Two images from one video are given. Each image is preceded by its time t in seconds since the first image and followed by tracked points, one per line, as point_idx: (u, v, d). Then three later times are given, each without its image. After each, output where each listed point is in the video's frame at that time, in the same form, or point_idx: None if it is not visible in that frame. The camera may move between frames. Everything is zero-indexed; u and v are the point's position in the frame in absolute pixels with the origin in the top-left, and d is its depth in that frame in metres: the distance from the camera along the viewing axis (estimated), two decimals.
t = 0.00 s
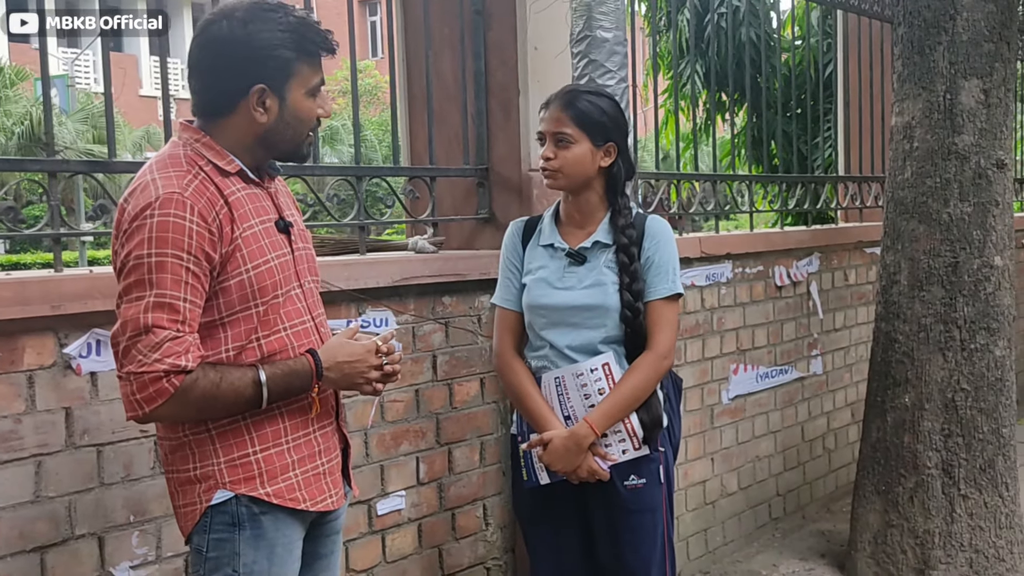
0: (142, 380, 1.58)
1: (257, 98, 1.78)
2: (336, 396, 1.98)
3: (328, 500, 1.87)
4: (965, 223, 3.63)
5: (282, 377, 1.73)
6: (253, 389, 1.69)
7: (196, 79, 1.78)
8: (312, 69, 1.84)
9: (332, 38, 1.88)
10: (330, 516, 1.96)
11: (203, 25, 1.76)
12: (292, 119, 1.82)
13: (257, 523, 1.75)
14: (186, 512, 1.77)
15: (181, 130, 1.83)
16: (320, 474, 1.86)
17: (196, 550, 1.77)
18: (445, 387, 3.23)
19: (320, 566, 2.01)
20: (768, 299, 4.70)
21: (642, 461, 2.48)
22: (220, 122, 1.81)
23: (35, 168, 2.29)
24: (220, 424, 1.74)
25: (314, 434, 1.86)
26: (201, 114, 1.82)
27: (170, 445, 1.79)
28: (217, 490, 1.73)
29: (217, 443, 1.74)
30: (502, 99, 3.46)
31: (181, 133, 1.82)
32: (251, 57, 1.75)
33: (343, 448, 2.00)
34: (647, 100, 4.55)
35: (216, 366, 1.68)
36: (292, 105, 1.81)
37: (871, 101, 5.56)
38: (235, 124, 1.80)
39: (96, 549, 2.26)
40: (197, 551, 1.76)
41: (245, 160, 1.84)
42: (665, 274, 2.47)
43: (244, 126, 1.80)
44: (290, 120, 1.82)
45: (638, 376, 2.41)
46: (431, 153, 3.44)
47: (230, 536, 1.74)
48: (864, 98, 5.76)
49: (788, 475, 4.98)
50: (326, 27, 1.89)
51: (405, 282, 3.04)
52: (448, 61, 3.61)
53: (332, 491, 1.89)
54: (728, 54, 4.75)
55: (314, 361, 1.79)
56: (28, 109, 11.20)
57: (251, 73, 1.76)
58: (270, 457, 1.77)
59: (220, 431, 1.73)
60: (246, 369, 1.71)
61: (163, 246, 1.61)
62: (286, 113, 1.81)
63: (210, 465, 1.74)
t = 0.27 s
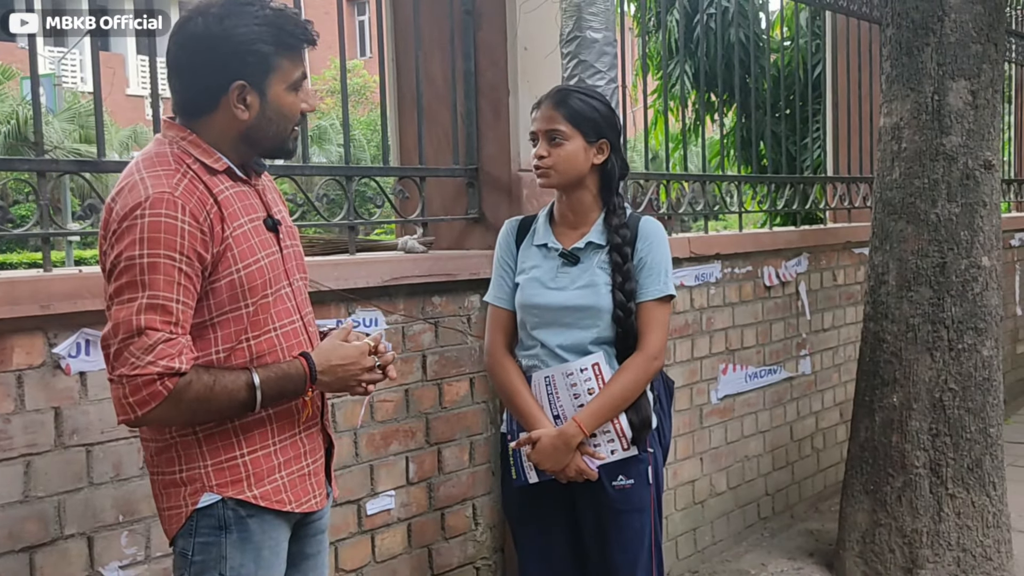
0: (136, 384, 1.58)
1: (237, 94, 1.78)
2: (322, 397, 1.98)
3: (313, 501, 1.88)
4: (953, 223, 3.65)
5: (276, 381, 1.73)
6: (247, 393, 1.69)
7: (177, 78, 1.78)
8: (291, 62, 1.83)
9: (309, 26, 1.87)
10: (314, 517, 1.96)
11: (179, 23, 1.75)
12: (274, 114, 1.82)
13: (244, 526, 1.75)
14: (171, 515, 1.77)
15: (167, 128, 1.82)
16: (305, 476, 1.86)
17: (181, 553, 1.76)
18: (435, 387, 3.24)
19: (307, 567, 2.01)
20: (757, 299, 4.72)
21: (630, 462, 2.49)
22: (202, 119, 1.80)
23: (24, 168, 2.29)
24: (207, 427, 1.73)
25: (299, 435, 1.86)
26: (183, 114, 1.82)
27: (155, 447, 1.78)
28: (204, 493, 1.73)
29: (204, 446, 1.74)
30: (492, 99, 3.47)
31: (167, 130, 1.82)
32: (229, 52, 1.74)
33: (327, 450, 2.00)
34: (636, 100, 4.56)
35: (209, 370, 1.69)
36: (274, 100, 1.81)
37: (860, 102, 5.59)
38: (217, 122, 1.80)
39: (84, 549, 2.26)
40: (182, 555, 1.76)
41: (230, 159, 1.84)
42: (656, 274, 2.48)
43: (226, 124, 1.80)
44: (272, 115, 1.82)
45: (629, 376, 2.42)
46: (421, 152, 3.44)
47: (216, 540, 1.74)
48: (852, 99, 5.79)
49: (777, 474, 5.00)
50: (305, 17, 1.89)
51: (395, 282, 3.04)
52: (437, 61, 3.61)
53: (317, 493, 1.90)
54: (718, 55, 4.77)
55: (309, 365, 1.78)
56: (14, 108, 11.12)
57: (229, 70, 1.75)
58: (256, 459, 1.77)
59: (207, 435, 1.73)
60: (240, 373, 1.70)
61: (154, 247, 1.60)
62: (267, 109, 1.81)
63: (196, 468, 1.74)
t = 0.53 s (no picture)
0: (146, 387, 1.59)
1: (209, 93, 1.77)
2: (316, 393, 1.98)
3: (308, 497, 1.89)
4: (944, 223, 3.67)
5: (291, 378, 1.71)
6: (260, 393, 1.68)
7: (160, 69, 1.79)
8: (272, 68, 1.79)
9: (301, 34, 1.84)
10: (305, 514, 1.97)
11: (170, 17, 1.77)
12: (245, 115, 1.79)
13: (240, 526, 1.76)
14: (167, 515, 1.77)
15: (154, 127, 1.82)
16: (300, 472, 1.87)
17: (177, 554, 1.77)
18: (428, 387, 3.24)
19: (301, 565, 2.03)
20: (750, 299, 4.74)
21: (625, 460, 2.50)
22: (181, 116, 1.81)
23: (18, 168, 2.29)
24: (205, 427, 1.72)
25: (294, 432, 1.86)
26: (165, 108, 1.83)
27: (150, 446, 1.77)
28: (201, 494, 1.74)
29: (201, 447, 1.74)
30: (485, 99, 3.47)
31: (154, 129, 1.82)
32: (207, 49, 1.74)
33: (324, 445, 2.01)
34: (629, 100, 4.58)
35: (220, 369, 1.68)
36: (247, 104, 1.78)
37: (852, 103, 5.62)
38: (192, 119, 1.80)
39: (78, 548, 2.26)
40: (178, 555, 1.77)
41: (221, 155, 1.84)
42: (649, 273, 2.49)
43: (198, 122, 1.80)
44: (243, 117, 1.79)
45: (623, 375, 2.43)
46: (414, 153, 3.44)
47: (213, 541, 1.75)
48: (844, 99, 5.81)
49: (769, 473, 5.02)
50: (299, 25, 1.86)
51: (388, 282, 3.05)
52: (431, 62, 3.62)
53: (312, 489, 1.91)
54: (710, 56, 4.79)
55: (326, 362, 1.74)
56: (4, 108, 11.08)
57: (203, 66, 1.75)
58: (253, 458, 1.77)
59: (205, 435, 1.72)
60: (252, 373, 1.69)
61: (153, 247, 1.61)
62: (239, 111, 1.79)
63: (193, 468, 1.74)
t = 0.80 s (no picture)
0: (156, 393, 1.59)
1: (213, 91, 1.78)
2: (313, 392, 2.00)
3: (309, 495, 1.90)
4: (942, 223, 3.68)
5: (301, 391, 1.71)
6: (269, 401, 1.68)
7: (161, 66, 1.80)
8: (275, 66, 1.81)
9: (302, 33, 1.85)
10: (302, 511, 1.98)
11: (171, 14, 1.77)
12: (249, 115, 1.80)
13: (244, 524, 1.77)
14: (172, 515, 1.77)
15: (156, 129, 1.82)
16: (301, 471, 1.88)
17: (181, 553, 1.77)
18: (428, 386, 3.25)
19: (302, 561, 2.04)
20: (748, 298, 4.75)
21: (627, 458, 2.51)
22: (182, 113, 1.82)
23: (20, 168, 2.30)
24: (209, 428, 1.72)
25: (295, 431, 1.87)
26: (166, 107, 1.83)
27: (153, 446, 1.77)
28: (206, 493, 1.74)
29: (205, 446, 1.74)
30: (483, 98, 3.48)
31: (156, 131, 1.82)
32: (210, 49, 1.75)
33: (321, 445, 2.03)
34: (627, 100, 4.59)
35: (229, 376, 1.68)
36: (250, 102, 1.79)
37: (849, 103, 5.63)
38: (195, 117, 1.81)
39: (80, 546, 2.27)
40: (183, 555, 1.77)
41: (222, 156, 1.85)
42: (651, 273, 2.51)
43: (201, 120, 1.81)
44: (246, 116, 1.80)
45: (625, 374, 2.45)
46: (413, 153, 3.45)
47: (218, 539, 1.76)
48: (841, 100, 5.83)
49: (768, 473, 5.03)
50: (301, 23, 1.86)
51: (387, 282, 3.06)
52: (430, 62, 3.63)
53: (312, 487, 1.92)
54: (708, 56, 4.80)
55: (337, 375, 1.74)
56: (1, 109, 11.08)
57: (206, 65, 1.75)
58: (257, 456, 1.78)
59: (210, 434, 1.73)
60: (261, 382, 1.70)
61: (162, 253, 1.61)
62: (242, 109, 1.80)
63: (198, 467, 1.74)
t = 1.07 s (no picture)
0: (174, 397, 1.59)
1: (236, 99, 1.79)
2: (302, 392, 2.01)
3: (300, 495, 1.92)
4: (942, 224, 3.69)
5: (314, 377, 1.74)
6: (285, 394, 1.71)
7: (177, 74, 1.79)
8: (294, 72, 1.84)
9: (314, 38, 1.88)
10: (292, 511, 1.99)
11: (186, 22, 1.77)
12: (271, 120, 1.83)
13: (241, 522, 1.79)
14: (167, 514, 1.77)
15: (167, 132, 1.82)
16: (295, 472, 1.90)
17: (177, 551, 1.78)
18: (430, 386, 3.26)
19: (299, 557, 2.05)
20: (748, 298, 4.76)
21: (630, 457, 2.53)
22: (201, 120, 1.82)
23: (25, 168, 2.31)
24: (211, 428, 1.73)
25: (290, 432, 1.89)
26: (179, 113, 1.83)
27: (152, 444, 1.77)
28: (205, 493, 1.75)
29: (206, 447, 1.74)
30: (485, 98, 3.49)
31: (169, 135, 1.81)
32: (232, 58, 1.76)
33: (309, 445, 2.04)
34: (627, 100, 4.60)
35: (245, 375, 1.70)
36: (272, 109, 1.82)
37: (849, 103, 5.65)
38: (215, 123, 1.82)
39: (84, 545, 2.28)
40: (178, 552, 1.78)
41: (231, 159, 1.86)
42: (655, 274, 2.53)
43: (223, 128, 1.82)
44: (269, 121, 1.83)
45: (628, 375, 2.46)
46: (415, 153, 3.46)
47: (214, 537, 1.77)
48: (841, 100, 5.84)
49: (768, 472, 5.04)
50: (309, 26, 1.89)
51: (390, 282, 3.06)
52: (431, 63, 3.64)
53: (302, 487, 1.94)
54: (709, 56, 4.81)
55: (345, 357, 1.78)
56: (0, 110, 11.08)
57: (229, 73, 1.77)
58: (255, 457, 1.79)
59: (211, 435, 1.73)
60: (274, 375, 1.72)
61: (185, 260, 1.61)
62: (264, 116, 1.82)
63: (198, 468, 1.75)
